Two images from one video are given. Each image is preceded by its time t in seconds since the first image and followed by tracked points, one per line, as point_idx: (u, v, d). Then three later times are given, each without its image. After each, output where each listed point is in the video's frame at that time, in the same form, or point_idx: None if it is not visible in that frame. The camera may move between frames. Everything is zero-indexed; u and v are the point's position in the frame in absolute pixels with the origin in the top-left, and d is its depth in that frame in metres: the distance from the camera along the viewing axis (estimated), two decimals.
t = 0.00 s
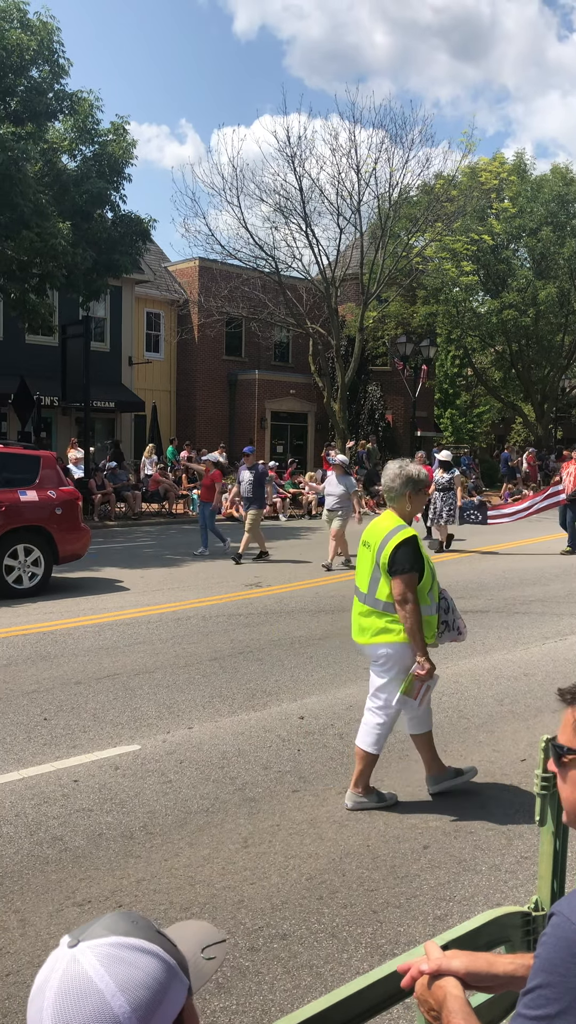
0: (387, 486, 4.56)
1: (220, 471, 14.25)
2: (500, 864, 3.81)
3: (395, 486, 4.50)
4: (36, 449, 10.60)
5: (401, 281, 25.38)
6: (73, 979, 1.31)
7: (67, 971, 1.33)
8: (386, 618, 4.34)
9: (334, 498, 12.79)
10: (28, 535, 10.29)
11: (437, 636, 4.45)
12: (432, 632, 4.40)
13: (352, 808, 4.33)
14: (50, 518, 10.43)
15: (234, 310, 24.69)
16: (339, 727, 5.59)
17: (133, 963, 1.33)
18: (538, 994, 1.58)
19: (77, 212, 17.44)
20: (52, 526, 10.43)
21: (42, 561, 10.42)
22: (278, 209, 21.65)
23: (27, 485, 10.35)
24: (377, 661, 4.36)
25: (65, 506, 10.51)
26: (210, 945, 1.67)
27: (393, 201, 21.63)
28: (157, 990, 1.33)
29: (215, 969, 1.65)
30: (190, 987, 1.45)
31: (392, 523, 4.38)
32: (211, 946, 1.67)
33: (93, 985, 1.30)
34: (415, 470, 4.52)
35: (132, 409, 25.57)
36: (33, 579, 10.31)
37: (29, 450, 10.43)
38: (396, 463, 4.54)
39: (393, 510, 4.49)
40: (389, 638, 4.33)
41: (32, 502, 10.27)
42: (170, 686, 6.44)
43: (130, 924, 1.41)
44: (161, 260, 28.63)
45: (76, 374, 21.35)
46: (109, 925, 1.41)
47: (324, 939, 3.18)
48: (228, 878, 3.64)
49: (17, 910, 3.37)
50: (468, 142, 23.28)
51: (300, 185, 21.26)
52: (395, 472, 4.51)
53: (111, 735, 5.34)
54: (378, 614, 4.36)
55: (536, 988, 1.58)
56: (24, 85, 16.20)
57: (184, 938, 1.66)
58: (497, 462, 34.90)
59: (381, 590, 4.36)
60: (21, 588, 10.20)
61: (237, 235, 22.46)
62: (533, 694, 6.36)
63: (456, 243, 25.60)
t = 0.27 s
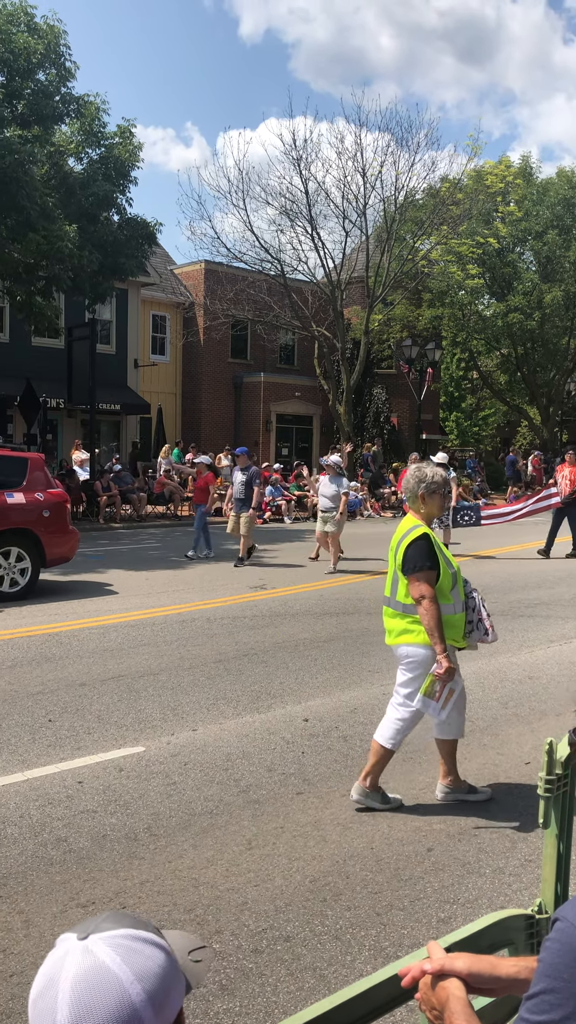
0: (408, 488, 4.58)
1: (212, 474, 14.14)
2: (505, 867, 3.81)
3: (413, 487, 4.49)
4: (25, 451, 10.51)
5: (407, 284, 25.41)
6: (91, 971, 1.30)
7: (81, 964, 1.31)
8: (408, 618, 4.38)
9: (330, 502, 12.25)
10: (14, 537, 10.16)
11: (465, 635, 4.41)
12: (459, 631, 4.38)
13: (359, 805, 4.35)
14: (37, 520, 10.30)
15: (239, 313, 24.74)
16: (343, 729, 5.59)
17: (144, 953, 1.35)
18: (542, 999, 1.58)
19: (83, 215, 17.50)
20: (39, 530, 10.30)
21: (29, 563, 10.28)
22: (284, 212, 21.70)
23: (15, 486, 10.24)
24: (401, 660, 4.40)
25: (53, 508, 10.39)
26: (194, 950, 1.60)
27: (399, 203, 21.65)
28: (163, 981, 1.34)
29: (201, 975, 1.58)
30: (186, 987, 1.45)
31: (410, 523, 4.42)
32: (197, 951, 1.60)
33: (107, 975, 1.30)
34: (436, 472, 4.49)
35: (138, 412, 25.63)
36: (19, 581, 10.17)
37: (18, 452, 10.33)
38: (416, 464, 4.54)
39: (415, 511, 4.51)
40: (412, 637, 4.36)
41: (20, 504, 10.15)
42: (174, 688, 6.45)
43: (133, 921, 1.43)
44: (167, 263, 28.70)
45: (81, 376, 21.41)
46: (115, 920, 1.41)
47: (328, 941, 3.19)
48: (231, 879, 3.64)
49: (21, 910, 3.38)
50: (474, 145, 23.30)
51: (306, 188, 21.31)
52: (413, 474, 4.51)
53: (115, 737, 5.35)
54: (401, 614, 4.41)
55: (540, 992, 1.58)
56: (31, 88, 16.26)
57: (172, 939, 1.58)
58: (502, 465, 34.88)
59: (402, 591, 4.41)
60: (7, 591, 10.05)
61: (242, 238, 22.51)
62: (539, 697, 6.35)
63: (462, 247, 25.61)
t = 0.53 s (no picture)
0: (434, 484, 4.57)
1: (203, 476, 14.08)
2: (510, 868, 3.81)
3: (440, 484, 4.49)
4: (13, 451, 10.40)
5: (412, 285, 25.40)
6: (99, 971, 1.29)
7: (91, 962, 1.30)
8: (444, 615, 4.37)
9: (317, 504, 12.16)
10: (1, 539, 10.06)
11: (502, 631, 4.41)
12: (496, 627, 4.38)
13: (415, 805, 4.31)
14: (24, 522, 10.20)
15: (244, 314, 24.75)
16: (348, 730, 5.59)
17: (149, 951, 1.36)
18: (546, 998, 1.57)
19: (88, 216, 17.52)
20: (26, 531, 10.20)
21: (16, 566, 10.21)
22: (289, 213, 21.71)
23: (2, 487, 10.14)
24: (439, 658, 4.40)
25: (40, 509, 10.30)
26: (181, 949, 1.59)
27: (404, 204, 21.64)
28: (166, 979, 1.35)
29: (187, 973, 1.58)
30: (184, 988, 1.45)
31: (441, 520, 4.41)
32: (183, 948, 1.59)
33: (114, 971, 1.30)
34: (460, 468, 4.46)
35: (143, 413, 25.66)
36: (5, 584, 10.10)
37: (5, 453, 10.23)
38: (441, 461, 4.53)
39: (444, 508, 4.50)
40: (449, 635, 4.35)
41: (7, 505, 10.03)
42: (179, 688, 6.45)
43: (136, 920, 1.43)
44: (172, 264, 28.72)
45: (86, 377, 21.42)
46: (118, 920, 1.40)
47: (331, 942, 3.18)
48: (235, 879, 3.64)
49: (26, 911, 3.37)
50: (479, 145, 23.27)
51: (311, 188, 21.32)
52: (439, 472, 4.51)
53: (120, 737, 5.36)
54: (437, 612, 4.40)
55: (544, 991, 1.58)
56: (37, 89, 16.29)
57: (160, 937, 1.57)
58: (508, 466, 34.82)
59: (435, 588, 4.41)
60: None
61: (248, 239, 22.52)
62: (545, 698, 6.34)
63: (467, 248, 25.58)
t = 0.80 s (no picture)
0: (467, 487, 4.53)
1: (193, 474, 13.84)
2: (515, 868, 3.80)
3: (473, 487, 4.46)
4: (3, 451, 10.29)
5: (418, 284, 25.36)
6: (97, 974, 1.30)
7: (89, 966, 1.30)
8: (472, 618, 4.32)
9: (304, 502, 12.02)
10: None
11: (525, 633, 4.39)
12: (521, 630, 4.36)
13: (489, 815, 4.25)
14: (13, 522, 10.13)
15: (250, 313, 24.76)
16: (353, 729, 5.59)
17: (150, 956, 1.36)
18: (551, 996, 1.57)
19: (94, 215, 17.56)
20: (14, 532, 10.12)
21: (4, 566, 10.17)
22: (295, 213, 21.72)
23: None
24: (468, 662, 4.35)
25: (29, 509, 10.22)
26: (187, 949, 1.59)
27: (410, 204, 21.62)
28: (168, 981, 1.35)
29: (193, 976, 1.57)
30: (187, 989, 1.45)
31: (469, 521, 4.38)
32: (190, 951, 1.58)
33: (112, 974, 1.30)
34: (493, 470, 4.44)
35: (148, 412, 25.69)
36: None
37: None
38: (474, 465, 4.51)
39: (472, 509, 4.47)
40: (477, 638, 4.31)
41: None
42: (185, 686, 6.46)
43: (138, 922, 1.43)
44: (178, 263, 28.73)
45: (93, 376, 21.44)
46: (121, 923, 1.41)
47: (336, 941, 3.19)
48: (241, 878, 3.64)
49: (31, 909, 3.38)
50: (486, 145, 23.22)
51: (317, 188, 21.32)
52: (471, 473, 4.47)
53: (125, 736, 5.37)
54: (463, 613, 4.36)
55: (549, 991, 1.57)
56: (43, 89, 16.32)
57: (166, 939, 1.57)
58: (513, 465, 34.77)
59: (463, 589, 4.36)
60: None
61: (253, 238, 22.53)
62: (550, 698, 6.33)
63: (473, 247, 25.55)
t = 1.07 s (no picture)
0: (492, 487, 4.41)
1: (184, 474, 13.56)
2: (522, 867, 3.79)
3: (499, 488, 4.32)
4: None
5: (425, 282, 25.30)
6: (104, 974, 1.30)
7: (97, 969, 1.30)
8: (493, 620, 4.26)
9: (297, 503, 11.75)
10: None
11: (549, 637, 4.30)
12: (546, 633, 4.27)
13: (508, 825, 4.19)
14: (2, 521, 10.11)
15: (256, 311, 24.74)
16: (359, 727, 5.59)
17: (157, 956, 1.36)
18: (556, 997, 1.56)
19: (101, 214, 17.57)
20: (4, 531, 10.11)
21: None
22: (302, 211, 21.71)
23: None
24: (488, 663, 4.28)
25: (19, 507, 10.21)
26: (191, 944, 1.60)
27: (417, 202, 21.58)
28: (175, 982, 1.35)
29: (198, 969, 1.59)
30: (191, 987, 1.45)
31: (492, 522, 4.30)
32: (193, 945, 1.60)
33: (119, 977, 1.30)
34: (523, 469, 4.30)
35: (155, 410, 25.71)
36: None
37: None
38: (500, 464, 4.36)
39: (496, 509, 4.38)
40: (497, 641, 4.23)
41: None
42: (191, 685, 6.46)
43: (144, 922, 1.43)
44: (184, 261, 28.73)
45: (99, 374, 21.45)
46: (128, 923, 1.40)
47: (342, 939, 3.19)
48: (246, 877, 3.65)
49: (37, 906, 3.39)
50: (493, 143, 23.15)
51: (323, 186, 21.31)
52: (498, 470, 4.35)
53: (131, 733, 5.38)
54: (484, 615, 4.29)
55: (553, 992, 1.57)
56: (50, 87, 16.33)
57: (170, 937, 1.57)
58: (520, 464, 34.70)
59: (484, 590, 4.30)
60: None
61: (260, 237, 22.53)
62: (557, 698, 6.31)
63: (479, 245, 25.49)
